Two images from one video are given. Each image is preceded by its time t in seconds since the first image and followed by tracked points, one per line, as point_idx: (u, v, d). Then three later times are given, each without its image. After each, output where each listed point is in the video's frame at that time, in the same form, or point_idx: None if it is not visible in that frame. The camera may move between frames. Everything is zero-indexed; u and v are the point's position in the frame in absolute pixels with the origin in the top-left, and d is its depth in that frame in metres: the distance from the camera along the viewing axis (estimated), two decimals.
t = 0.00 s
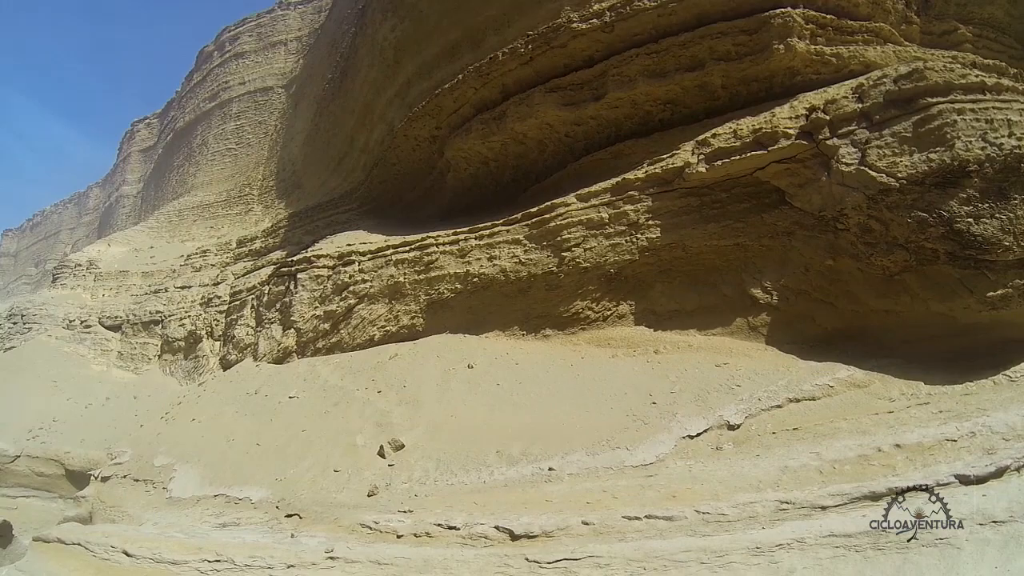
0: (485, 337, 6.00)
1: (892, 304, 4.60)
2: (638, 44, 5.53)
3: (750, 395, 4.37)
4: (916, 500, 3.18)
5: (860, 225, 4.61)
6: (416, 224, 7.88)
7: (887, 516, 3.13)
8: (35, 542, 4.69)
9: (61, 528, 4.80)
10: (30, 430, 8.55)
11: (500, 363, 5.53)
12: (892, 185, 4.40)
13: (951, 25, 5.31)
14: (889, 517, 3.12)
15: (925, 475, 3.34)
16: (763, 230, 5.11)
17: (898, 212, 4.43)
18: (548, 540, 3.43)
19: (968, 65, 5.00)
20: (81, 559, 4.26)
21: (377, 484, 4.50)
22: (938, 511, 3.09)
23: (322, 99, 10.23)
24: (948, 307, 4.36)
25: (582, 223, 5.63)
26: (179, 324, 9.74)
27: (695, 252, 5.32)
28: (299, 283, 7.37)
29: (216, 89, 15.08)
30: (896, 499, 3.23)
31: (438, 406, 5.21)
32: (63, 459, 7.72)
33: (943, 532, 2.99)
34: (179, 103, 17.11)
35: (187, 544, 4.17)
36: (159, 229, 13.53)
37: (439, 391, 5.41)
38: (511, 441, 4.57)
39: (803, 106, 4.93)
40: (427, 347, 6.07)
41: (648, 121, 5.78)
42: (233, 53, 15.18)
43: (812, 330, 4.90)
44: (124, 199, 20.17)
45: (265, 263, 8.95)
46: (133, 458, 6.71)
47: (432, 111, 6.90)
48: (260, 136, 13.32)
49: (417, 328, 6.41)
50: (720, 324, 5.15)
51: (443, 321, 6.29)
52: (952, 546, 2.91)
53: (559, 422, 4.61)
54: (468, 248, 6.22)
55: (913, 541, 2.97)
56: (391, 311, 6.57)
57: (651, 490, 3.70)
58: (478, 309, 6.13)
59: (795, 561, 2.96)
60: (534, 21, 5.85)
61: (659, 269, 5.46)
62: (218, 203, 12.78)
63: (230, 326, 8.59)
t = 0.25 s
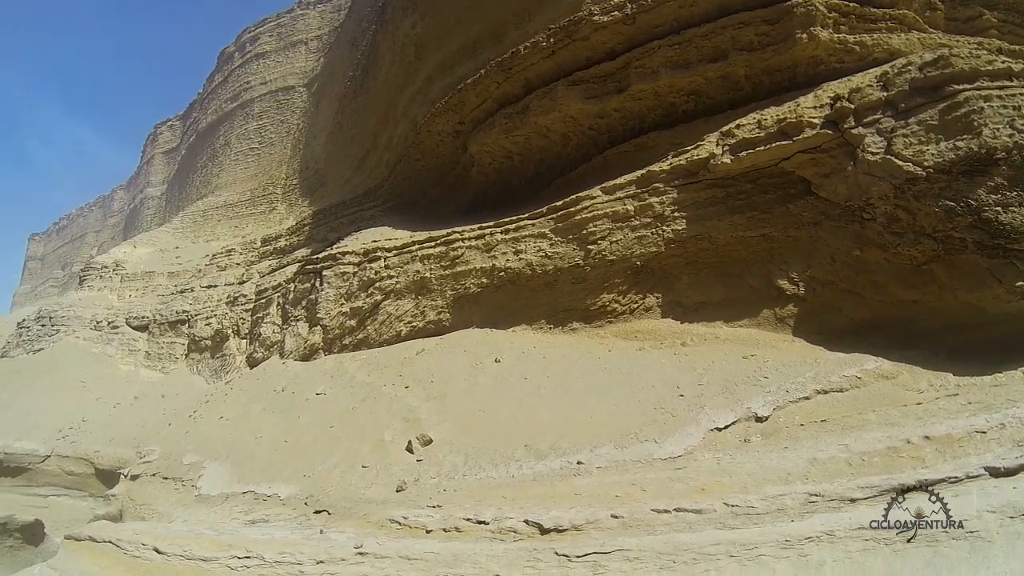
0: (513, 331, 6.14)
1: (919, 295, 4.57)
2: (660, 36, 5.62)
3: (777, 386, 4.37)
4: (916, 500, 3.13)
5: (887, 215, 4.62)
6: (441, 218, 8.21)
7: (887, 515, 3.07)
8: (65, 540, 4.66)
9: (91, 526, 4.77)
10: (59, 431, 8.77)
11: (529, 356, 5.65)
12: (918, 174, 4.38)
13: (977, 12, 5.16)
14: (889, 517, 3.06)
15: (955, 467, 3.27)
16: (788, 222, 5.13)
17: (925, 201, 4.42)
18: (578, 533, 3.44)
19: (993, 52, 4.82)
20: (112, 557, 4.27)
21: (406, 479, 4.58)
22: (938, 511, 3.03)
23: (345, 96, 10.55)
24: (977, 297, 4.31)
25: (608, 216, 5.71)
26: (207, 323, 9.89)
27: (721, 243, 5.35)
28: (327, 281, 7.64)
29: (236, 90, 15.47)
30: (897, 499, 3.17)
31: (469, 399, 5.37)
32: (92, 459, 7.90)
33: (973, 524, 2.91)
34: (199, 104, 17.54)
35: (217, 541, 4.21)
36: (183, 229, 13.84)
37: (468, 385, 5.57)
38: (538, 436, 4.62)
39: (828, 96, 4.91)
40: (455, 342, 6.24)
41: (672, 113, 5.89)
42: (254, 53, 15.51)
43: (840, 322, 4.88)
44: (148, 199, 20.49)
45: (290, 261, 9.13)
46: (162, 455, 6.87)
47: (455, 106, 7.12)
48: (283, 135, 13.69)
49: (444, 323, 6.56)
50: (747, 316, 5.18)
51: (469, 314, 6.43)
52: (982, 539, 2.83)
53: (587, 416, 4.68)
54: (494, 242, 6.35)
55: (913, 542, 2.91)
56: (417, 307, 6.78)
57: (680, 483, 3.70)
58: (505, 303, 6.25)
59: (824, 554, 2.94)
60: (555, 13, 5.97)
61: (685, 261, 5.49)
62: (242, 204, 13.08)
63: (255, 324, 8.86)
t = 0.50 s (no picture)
0: (542, 328, 6.33)
1: (948, 288, 4.57)
2: (682, 30, 5.74)
3: (807, 381, 4.37)
4: (917, 500, 3.10)
5: (916, 207, 4.61)
6: (468, 216, 8.37)
7: (888, 515, 3.06)
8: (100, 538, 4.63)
9: (124, 526, 4.71)
10: (91, 430, 8.88)
11: (558, 354, 5.76)
12: (946, 165, 4.34)
13: None
14: (889, 517, 3.05)
15: (990, 462, 3.18)
16: (817, 215, 5.20)
17: (954, 192, 4.39)
18: (612, 531, 3.43)
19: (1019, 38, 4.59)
20: (145, 556, 4.28)
21: (438, 477, 4.63)
22: (937, 511, 3.00)
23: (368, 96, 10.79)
24: (1007, 290, 4.29)
25: (635, 212, 5.82)
26: (235, 324, 10.04)
27: (748, 237, 5.45)
28: (353, 280, 7.95)
29: (259, 94, 15.73)
30: (897, 499, 3.14)
31: (500, 397, 5.45)
32: (124, 459, 8.01)
33: (1008, 521, 2.82)
34: (222, 109, 17.85)
35: (249, 540, 4.24)
36: (208, 232, 14.05)
37: (497, 381, 5.67)
38: (569, 433, 4.66)
39: (853, 87, 4.90)
40: (485, 341, 6.38)
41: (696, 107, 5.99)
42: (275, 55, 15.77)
43: (869, 316, 4.89)
44: (172, 203, 20.82)
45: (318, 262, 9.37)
46: (193, 455, 6.98)
47: (479, 105, 7.34)
48: (305, 136, 13.90)
49: (473, 321, 6.78)
50: (776, 311, 5.26)
51: (499, 312, 6.63)
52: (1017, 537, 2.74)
53: (618, 413, 4.73)
54: (522, 240, 6.53)
55: (912, 542, 2.89)
56: (445, 305, 6.99)
57: (712, 478, 3.69)
58: (534, 300, 6.44)
59: (857, 552, 2.90)
60: (576, 10, 6.14)
61: (713, 256, 5.61)
62: (266, 205, 13.29)
63: (282, 325, 9.10)
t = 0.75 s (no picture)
0: (574, 333, 6.47)
1: (983, 287, 4.48)
2: (709, 31, 5.92)
3: (840, 383, 4.39)
4: (919, 501, 3.13)
5: (948, 205, 4.57)
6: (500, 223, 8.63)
7: (887, 516, 3.10)
8: (133, 546, 4.84)
9: (159, 532, 4.92)
10: (122, 437, 9.08)
11: (590, 360, 5.86)
12: (978, 161, 4.31)
13: None
14: (889, 517, 3.09)
15: None
16: (849, 214, 5.16)
17: (987, 188, 4.33)
18: (647, 537, 3.45)
19: None
20: (178, 562, 4.42)
21: (469, 484, 4.68)
22: (938, 512, 3.02)
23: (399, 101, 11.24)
24: None
25: (665, 215, 5.94)
26: (265, 332, 10.29)
27: (779, 239, 5.46)
28: (384, 288, 8.19)
29: (289, 102, 16.21)
30: (898, 501, 3.17)
31: (532, 402, 5.54)
32: (156, 466, 8.19)
33: None
34: (252, 117, 18.42)
35: (282, 547, 4.33)
36: (239, 240, 14.34)
37: (529, 387, 5.78)
38: (602, 437, 4.72)
39: (881, 85, 4.95)
40: (516, 347, 6.51)
41: (724, 108, 6.16)
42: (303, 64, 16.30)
43: (903, 317, 4.83)
44: (203, 212, 21.42)
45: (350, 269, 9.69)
46: (224, 462, 7.12)
47: (508, 110, 7.63)
48: (334, 143, 14.29)
49: (504, 327, 6.95)
50: (809, 313, 5.24)
51: (530, 317, 6.80)
52: None
53: (651, 420, 4.75)
54: (553, 245, 6.68)
55: (910, 540, 2.91)
56: (477, 311, 7.17)
57: (746, 484, 3.68)
58: (565, 305, 6.59)
59: (893, 555, 2.87)
60: (603, 15, 6.41)
61: (743, 259, 5.63)
62: (297, 212, 13.67)
63: (312, 332, 9.37)
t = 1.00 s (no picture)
0: (607, 334, 6.61)
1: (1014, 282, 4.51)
2: (734, 31, 6.01)
3: (874, 380, 4.42)
4: (919, 501, 3.25)
5: (979, 199, 4.59)
6: (529, 225, 8.81)
7: (888, 516, 3.22)
8: (169, 546, 4.78)
9: (192, 533, 4.89)
10: (155, 441, 9.46)
11: (623, 361, 5.98)
12: (1009, 154, 4.28)
13: None
14: (890, 517, 3.21)
15: None
16: (880, 211, 5.22)
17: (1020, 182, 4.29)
18: (682, 536, 3.55)
19: None
20: (213, 564, 4.45)
21: (505, 486, 4.83)
22: (938, 512, 3.15)
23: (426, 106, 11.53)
24: None
25: (695, 215, 6.04)
26: (295, 336, 10.66)
27: (809, 237, 5.55)
28: (415, 291, 8.40)
29: (316, 108, 16.65)
30: (897, 501, 3.29)
31: (566, 402, 5.68)
32: (189, 469, 8.52)
33: None
34: (280, 123, 18.96)
35: (315, 549, 4.52)
36: (266, 246, 14.89)
37: (563, 387, 5.92)
38: (636, 438, 4.83)
39: (909, 80, 4.98)
40: (548, 348, 6.68)
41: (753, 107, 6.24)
42: (330, 71, 16.68)
43: (935, 313, 4.85)
44: (232, 218, 22.04)
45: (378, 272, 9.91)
46: (256, 464, 7.40)
47: (536, 113, 7.82)
48: (361, 148, 14.67)
49: (536, 329, 7.12)
50: (841, 311, 5.31)
51: (563, 317, 6.98)
52: None
53: (684, 421, 4.82)
54: (584, 246, 6.82)
55: (912, 539, 3.02)
56: (508, 314, 7.36)
57: (781, 482, 3.76)
58: (597, 306, 6.74)
59: (931, 554, 2.92)
60: (630, 17, 6.58)
61: (773, 257, 5.74)
62: (326, 217, 14.08)
63: (342, 336, 9.69)
